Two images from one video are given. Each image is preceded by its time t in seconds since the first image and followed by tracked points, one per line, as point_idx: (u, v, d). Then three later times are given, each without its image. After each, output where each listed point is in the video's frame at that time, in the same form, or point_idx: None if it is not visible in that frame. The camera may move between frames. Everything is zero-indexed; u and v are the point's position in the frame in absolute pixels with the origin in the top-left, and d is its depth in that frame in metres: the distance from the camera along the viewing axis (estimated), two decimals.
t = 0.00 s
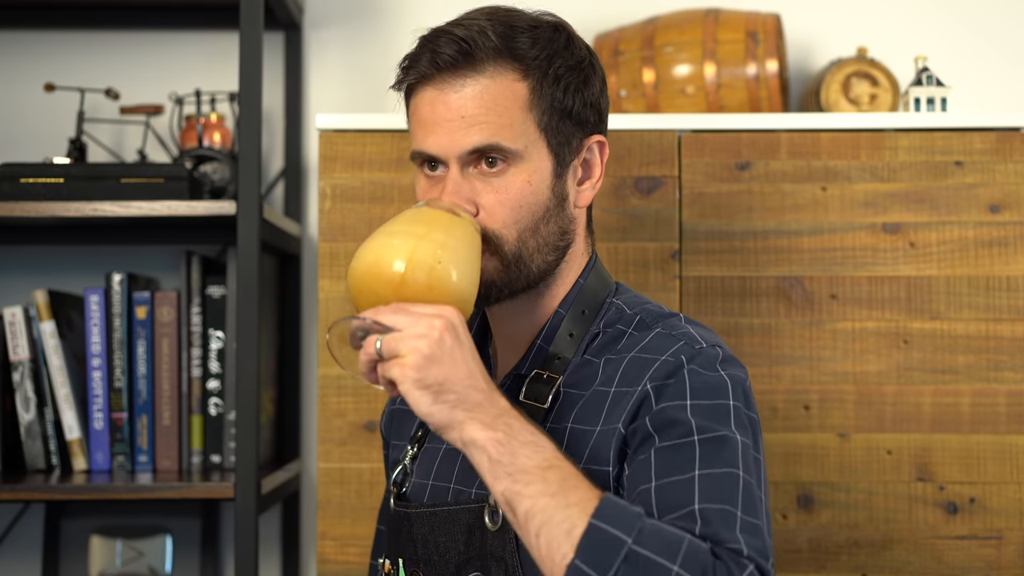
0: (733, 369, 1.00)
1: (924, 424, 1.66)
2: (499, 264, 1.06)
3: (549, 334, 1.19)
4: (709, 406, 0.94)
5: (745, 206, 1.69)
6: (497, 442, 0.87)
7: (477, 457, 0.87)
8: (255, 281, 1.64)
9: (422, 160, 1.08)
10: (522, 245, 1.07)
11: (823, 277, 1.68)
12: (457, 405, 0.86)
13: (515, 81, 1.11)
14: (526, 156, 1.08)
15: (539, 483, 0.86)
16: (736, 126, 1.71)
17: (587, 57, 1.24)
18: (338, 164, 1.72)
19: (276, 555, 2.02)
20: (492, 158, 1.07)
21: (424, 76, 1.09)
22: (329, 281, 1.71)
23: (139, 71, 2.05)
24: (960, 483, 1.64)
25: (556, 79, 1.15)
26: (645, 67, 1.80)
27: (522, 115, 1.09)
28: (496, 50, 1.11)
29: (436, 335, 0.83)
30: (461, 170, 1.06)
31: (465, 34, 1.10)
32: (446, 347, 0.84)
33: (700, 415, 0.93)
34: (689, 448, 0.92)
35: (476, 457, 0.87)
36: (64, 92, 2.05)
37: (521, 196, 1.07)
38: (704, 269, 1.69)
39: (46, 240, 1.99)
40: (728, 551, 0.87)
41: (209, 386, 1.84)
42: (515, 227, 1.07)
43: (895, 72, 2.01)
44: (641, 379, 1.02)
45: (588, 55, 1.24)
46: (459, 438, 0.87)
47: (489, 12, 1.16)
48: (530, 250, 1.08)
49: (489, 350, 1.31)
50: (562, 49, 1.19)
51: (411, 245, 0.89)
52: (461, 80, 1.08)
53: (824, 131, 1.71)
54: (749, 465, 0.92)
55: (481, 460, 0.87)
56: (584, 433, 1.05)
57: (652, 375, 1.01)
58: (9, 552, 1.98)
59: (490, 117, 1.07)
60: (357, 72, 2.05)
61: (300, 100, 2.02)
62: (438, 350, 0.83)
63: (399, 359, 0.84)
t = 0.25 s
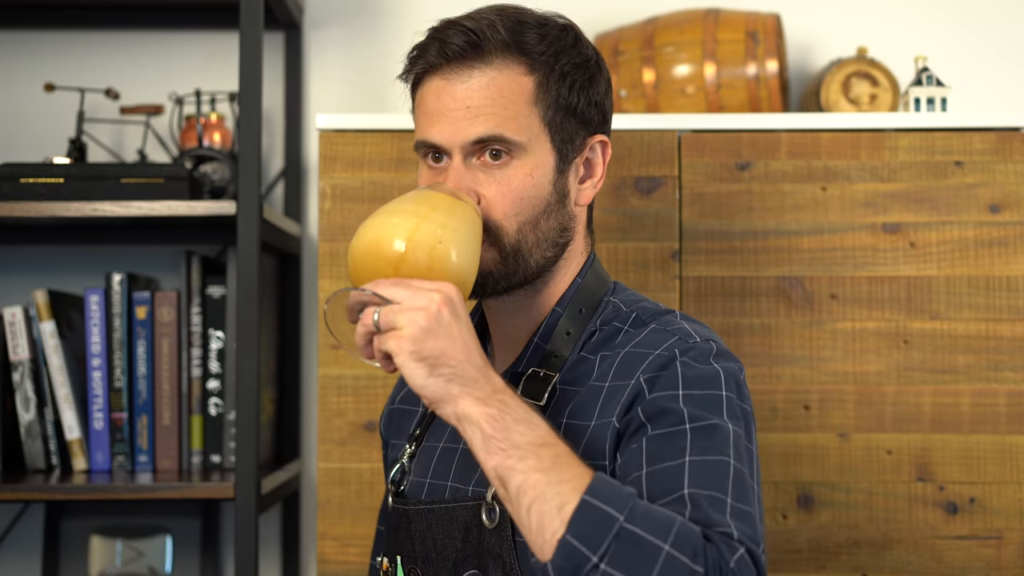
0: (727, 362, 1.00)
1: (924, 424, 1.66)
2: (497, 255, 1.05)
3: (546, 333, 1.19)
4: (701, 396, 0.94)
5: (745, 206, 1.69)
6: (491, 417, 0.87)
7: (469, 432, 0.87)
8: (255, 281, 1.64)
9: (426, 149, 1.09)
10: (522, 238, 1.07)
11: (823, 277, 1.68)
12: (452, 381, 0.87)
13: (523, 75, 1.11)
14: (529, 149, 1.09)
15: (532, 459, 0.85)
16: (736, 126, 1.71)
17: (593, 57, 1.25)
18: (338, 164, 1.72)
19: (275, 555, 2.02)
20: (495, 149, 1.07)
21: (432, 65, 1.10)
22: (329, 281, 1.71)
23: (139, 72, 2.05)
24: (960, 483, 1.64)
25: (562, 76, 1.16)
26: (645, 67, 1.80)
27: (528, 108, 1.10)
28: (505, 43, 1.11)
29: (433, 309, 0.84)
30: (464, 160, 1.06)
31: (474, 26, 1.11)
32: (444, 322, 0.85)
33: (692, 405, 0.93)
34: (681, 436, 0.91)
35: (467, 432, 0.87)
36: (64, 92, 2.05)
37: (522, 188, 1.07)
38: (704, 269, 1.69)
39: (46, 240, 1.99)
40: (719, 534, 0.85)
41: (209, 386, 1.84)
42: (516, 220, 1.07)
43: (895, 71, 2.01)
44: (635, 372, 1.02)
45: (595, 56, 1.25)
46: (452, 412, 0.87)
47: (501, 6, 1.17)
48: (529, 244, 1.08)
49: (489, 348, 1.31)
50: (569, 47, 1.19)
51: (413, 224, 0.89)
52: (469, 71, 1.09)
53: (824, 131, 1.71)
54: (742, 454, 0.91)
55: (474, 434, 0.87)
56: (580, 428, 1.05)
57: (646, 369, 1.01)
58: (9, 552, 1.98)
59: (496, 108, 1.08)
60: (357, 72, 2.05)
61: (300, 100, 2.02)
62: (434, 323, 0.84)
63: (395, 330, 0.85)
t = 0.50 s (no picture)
0: (726, 360, 1.00)
1: (924, 425, 1.66)
2: (499, 252, 1.05)
3: (546, 332, 1.19)
4: (700, 394, 0.94)
5: (745, 206, 1.69)
6: (490, 413, 0.86)
7: (468, 427, 0.87)
8: (255, 281, 1.64)
9: (429, 144, 1.09)
10: (524, 236, 1.07)
11: (824, 277, 1.68)
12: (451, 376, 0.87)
13: (529, 73, 1.12)
14: (533, 146, 1.09)
15: (530, 455, 0.85)
16: (736, 126, 1.71)
17: (600, 58, 1.25)
18: (338, 164, 1.72)
19: (275, 554, 2.02)
20: (499, 146, 1.07)
21: (439, 60, 1.10)
22: (329, 281, 1.71)
23: (139, 71, 2.05)
24: (960, 483, 1.64)
25: (568, 75, 1.17)
26: (645, 67, 1.80)
27: (532, 106, 1.10)
28: (512, 41, 1.12)
29: (433, 305, 0.84)
30: (468, 155, 1.06)
31: (483, 22, 1.12)
32: (443, 318, 0.85)
33: (691, 404, 0.93)
34: (679, 434, 0.91)
35: (466, 427, 0.87)
36: (64, 92, 2.05)
37: (525, 185, 1.07)
38: (704, 269, 1.69)
39: (46, 240, 1.99)
40: (716, 532, 0.85)
41: (209, 386, 1.84)
42: (518, 216, 1.07)
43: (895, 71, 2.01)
44: (634, 371, 1.02)
45: (602, 57, 1.26)
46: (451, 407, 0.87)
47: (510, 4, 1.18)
48: (530, 242, 1.08)
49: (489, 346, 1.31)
50: (576, 47, 1.20)
51: (413, 220, 0.89)
52: (475, 67, 1.09)
53: (824, 131, 1.71)
54: (740, 452, 0.91)
55: (473, 430, 0.86)
56: (578, 426, 1.05)
57: (645, 367, 1.01)
58: (9, 552, 1.98)
59: (501, 104, 1.08)
60: (357, 72, 2.05)
61: (301, 100, 2.03)
62: (434, 319, 0.84)
63: (395, 326, 0.85)
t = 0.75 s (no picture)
0: (727, 360, 1.00)
1: (924, 425, 1.66)
2: (502, 252, 1.05)
3: (547, 332, 1.19)
4: (702, 395, 0.94)
5: (745, 206, 1.69)
6: (494, 413, 0.86)
7: (471, 427, 0.86)
8: (255, 281, 1.64)
9: (432, 143, 1.09)
10: (527, 235, 1.07)
11: (823, 277, 1.68)
12: (455, 375, 0.86)
13: (533, 73, 1.12)
14: (536, 146, 1.09)
15: (534, 455, 0.85)
16: (736, 126, 1.71)
17: (603, 59, 1.25)
18: (338, 164, 1.72)
19: (275, 554, 2.02)
20: (502, 145, 1.07)
21: (443, 59, 1.10)
22: (329, 281, 1.71)
23: (139, 71, 2.05)
24: (960, 483, 1.64)
25: (571, 76, 1.17)
26: (645, 67, 1.80)
27: (536, 106, 1.10)
28: (516, 40, 1.12)
29: (437, 304, 0.84)
30: (471, 154, 1.06)
31: (487, 21, 1.12)
32: (448, 317, 0.85)
33: (693, 404, 0.93)
34: (681, 434, 0.91)
35: (469, 427, 0.86)
36: (64, 92, 2.05)
37: (528, 185, 1.07)
38: (704, 269, 1.69)
39: (46, 240, 1.99)
40: (720, 533, 0.86)
41: (209, 386, 1.84)
42: (522, 216, 1.07)
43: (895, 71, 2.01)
44: (636, 371, 1.02)
45: (606, 58, 1.26)
46: (454, 406, 0.87)
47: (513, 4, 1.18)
48: (533, 241, 1.08)
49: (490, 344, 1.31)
50: (580, 48, 1.20)
51: (416, 219, 0.89)
52: (479, 66, 1.09)
53: (824, 131, 1.71)
54: (742, 452, 0.92)
55: (476, 430, 0.86)
56: (580, 426, 1.05)
57: (646, 368, 1.01)
58: (9, 552, 1.98)
59: (505, 104, 1.08)
60: (357, 72, 2.05)
61: (302, 100, 2.03)
62: (438, 318, 0.84)
63: (399, 325, 0.85)
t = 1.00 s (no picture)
0: (727, 361, 1.00)
1: (924, 424, 1.66)
2: (502, 251, 1.05)
3: (547, 332, 1.19)
4: (702, 395, 0.94)
5: (745, 206, 1.69)
6: (494, 414, 0.86)
7: (472, 428, 0.87)
8: (255, 281, 1.64)
9: (433, 142, 1.09)
10: (527, 234, 1.07)
11: (824, 277, 1.68)
12: (456, 376, 0.86)
13: (534, 72, 1.12)
14: (536, 146, 1.09)
15: (534, 456, 0.85)
16: (736, 126, 1.71)
17: (604, 59, 1.25)
18: (338, 164, 1.72)
19: (275, 554, 2.02)
20: (503, 145, 1.07)
21: (444, 58, 1.10)
22: (329, 281, 1.71)
23: (139, 71, 2.05)
24: (960, 483, 1.64)
25: (572, 75, 1.16)
26: (645, 67, 1.80)
27: (537, 105, 1.10)
28: (518, 40, 1.12)
29: (437, 305, 0.84)
30: (472, 154, 1.06)
31: (488, 20, 1.12)
32: (448, 318, 0.85)
33: (694, 404, 0.93)
34: (681, 435, 0.91)
35: (470, 428, 0.87)
36: (64, 92, 2.05)
37: (529, 184, 1.07)
38: (704, 269, 1.69)
39: (46, 240, 1.99)
40: (721, 534, 0.86)
41: (209, 386, 1.84)
42: (522, 215, 1.07)
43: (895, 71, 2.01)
44: (636, 371, 1.02)
45: (607, 58, 1.26)
46: (454, 407, 0.87)
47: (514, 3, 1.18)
48: (533, 241, 1.08)
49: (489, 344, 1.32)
50: (580, 47, 1.20)
51: (416, 220, 0.89)
52: (480, 65, 1.09)
53: (824, 131, 1.71)
54: (743, 453, 0.92)
55: (477, 431, 0.86)
56: (580, 426, 1.05)
57: (646, 368, 1.01)
58: (9, 552, 1.98)
59: (505, 103, 1.08)
60: (357, 72, 2.05)
61: (302, 100, 2.03)
62: (439, 319, 0.84)
63: (400, 327, 0.85)
